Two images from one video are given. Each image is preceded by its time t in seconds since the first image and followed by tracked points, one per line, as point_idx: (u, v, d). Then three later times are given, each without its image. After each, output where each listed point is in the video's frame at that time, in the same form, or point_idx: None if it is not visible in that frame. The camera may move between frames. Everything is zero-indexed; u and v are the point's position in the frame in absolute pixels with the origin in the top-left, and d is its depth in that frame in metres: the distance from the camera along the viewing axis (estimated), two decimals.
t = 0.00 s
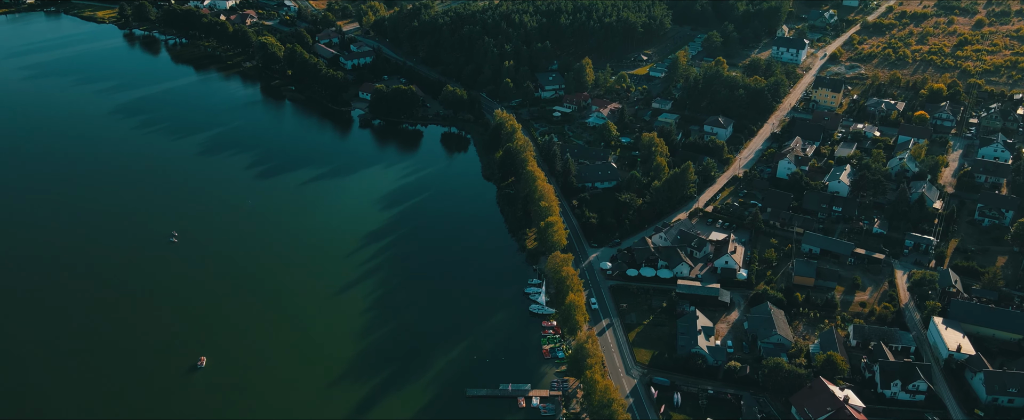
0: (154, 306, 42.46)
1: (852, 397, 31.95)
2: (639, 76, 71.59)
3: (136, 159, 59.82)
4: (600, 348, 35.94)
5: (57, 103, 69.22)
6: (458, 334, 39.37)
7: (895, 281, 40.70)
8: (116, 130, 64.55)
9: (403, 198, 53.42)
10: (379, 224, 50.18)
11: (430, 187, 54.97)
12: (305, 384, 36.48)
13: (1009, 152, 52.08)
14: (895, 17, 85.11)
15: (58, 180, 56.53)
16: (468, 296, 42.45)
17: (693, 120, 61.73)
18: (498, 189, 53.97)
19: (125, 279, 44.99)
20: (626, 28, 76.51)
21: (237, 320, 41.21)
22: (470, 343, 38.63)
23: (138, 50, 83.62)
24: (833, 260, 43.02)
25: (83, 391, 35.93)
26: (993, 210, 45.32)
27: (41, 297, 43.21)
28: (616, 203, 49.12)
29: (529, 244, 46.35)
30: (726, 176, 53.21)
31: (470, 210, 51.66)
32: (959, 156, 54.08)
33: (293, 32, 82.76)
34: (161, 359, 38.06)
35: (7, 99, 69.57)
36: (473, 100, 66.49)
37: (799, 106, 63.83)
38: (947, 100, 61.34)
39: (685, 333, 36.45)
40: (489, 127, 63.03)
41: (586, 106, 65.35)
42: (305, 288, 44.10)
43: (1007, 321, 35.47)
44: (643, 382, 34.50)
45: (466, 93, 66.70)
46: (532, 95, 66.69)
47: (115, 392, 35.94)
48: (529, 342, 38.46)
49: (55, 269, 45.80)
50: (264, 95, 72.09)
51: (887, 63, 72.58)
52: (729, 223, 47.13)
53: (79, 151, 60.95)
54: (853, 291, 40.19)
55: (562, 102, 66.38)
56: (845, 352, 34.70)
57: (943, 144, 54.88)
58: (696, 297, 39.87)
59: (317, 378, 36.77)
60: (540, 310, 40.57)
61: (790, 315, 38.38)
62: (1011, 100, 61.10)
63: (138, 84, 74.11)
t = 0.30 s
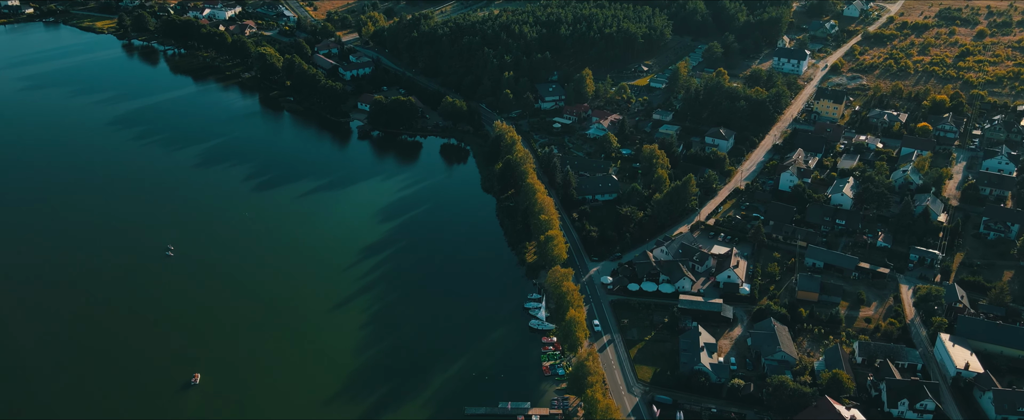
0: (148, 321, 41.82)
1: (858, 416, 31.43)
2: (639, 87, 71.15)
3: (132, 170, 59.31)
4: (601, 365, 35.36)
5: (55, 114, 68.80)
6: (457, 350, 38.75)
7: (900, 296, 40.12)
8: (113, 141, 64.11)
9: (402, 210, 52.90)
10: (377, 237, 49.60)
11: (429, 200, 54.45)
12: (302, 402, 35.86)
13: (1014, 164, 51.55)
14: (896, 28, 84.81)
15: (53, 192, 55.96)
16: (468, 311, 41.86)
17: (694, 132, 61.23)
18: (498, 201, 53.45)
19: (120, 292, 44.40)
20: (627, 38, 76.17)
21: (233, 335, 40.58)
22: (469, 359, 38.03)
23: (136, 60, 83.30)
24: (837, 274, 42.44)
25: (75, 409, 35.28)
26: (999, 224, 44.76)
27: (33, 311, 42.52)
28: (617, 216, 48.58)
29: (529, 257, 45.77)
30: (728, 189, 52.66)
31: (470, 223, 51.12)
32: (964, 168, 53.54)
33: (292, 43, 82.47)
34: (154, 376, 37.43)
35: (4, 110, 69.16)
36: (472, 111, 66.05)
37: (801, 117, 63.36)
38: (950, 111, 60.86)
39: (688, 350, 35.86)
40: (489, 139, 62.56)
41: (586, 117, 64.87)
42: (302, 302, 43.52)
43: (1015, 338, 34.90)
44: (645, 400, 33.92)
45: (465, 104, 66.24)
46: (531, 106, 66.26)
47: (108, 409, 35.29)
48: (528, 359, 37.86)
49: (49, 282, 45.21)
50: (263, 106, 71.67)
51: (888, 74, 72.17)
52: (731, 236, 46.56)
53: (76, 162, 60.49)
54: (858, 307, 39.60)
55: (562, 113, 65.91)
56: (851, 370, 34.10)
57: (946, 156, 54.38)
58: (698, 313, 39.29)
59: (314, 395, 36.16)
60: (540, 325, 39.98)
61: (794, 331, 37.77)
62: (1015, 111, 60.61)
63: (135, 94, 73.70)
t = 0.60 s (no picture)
0: (142, 337, 41.17)
1: None
2: (640, 97, 70.76)
3: (129, 183, 58.79)
4: (603, 383, 34.76)
5: (52, 126, 68.36)
6: (456, 367, 38.13)
7: (905, 311, 39.53)
8: (110, 153, 63.65)
9: (400, 223, 52.34)
10: (375, 251, 49.02)
11: (428, 212, 53.89)
12: None
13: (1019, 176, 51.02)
14: (897, 39, 84.55)
15: (48, 205, 55.40)
16: (466, 327, 41.24)
17: (696, 143, 60.77)
18: (497, 214, 52.89)
19: (114, 308, 43.80)
20: (627, 49, 75.85)
21: (228, 352, 39.94)
22: (468, 377, 37.39)
23: (135, 71, 82.92)
24: (841, 289, 41.85)
25: None
26: (1005, 237, 44.18)
27: (26, 328, 41.86)
28: (618, 229, 48.00)
29: (529, 272, 45.14)
30: (729, 201, 52.13)
31: (469, 236, 50.53)
32: (968, 180, 53.04)
33: (291, 53, 82.17)
34: (148, 394, 36.79)
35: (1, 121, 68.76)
36: (472, 123, 65.58)
37: (802, 128, 62.91)
38: (953, 123, 60.40)
39: (691, 367, 35.27)
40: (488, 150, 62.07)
41: (586, 128, 64.38)
42: (298, 316, 42.89)
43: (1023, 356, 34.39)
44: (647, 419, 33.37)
45: (464, 116, 65.75)
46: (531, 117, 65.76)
47: None
48: (528, 376, 37.25)
49: (43, 298, 44.63)
50: (261, 117, 71.23)
51: (890, 85, 71.80)
52: (734, 250, 45.99)
53: (72, 174, 60.01)
54: (863, 322, 39.00)
55: (562, 124, 65.42)
56: (857, 388, 33.52)
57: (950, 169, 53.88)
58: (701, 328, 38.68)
59: (311, 414, 35.55)
60: (540, 341, 39.40)
61: (798, 347, 37.16)
62: (1018, 122, 60.19)
63: (133, 105, 73.25)
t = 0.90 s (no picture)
0: (135, 352, 40.49)
1: None
2: (640, 108, 70.34)
3: (125, 195, 58.25)
4: (604, 401, 34.14)
5: (48, 137, 67.94)
6: (454, 383, 37.48)
7: (911, 327, 38.96)
8: (106, 164, 63.13)
9: (399, 236, 51.80)
10: (373, 264, 48.45)
11: (427, 225, 53.37)
12: None
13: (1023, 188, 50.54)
14: (898, 49, 84.22)
15: (43, 218, 54.85)
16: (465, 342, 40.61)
17: (697, 155, 60.31)
18: (497, 227, 52.38)
19: (108, 323, 43.14)
20: (628, 60, 75.45)
21: (222, 367, 39.25)
22: (467, 394, 36.74)
23: (133, 81, 82.58)
24: (846, 304, 41.25)
25: None
26: (1011, 251, 43.66)
27: (18, 344, 41.20)
28: (619, 242, 47.46)
29: (529, 286, 44.55)
30: (731, 213, 51.59)
31: (468, 250, 49.98)
32: (972, 193, 52.54)
33: (290, 64, 81.85)
34: (141, 412, 36.12)
35: None
36: (471, 134, 65.12)
37: (804, 140, 62.46)
38: (956, 134, 59.93)
39: (694, 384, 34.70)
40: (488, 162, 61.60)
41: (586, 139, 63.90)
42: (295, 331, 42.25)
43: None
44: None
45: (464, 127, 65.27)
46: (531, 128, 65.28)
47: None
48: (528, 394, 36.60)
49: (35, 313, 43.99)
50: (259, 128, 70.82)
51: (892, 96, 71.39)
52: (736, 264, 45.42)
53: (68, 186, 59.48)
54: (868, 338, 38.40)
55: (563, 135, 64.97)
56: (863, 406, 32.93)
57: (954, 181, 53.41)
58: (703, 344, 38.10)
59: None
60: (540, 357, 38.79)
61: (803, 364, 36.56)
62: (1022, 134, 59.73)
63: (130, 116, 72.83)
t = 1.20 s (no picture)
0: (128, 369, 39.83)
1: None
2: (641, 119, 69.90)
3: (121, 208, 57.70)
4: None
5: (44, 149, 67.50)
6: (452, 401, 36.84)
7: (917, 343, 38.32)
8: (102, 176, 62.64)
9: (397, 249, 51.23)
10: (371, 279, 47.82)
11: (426, 237, 52.80)
12: None
13: None
14: (900, 60, 83.90)
15: (38, 232, 54.28)
16: (464, 358, 39.95)
17: (698, 167, 59.80)
18: (497, 239, 51.81)
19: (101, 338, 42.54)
20: (628, 70, 75.06)
21: (216, 384, 38.59)
22: (465, 412, 36.10)
23: (132, 92, 82.17)
24: (851, 319, 40.62)
25: None
26: (1017, 265, 43.07)
27: (9, 361, 40.57)
28: (620, 255, 46.88)
29: (529, 300, 43.91)
30: (733, 226, 51.01)
31: (467, 263, 49.39)
32: (976, 205, 52.01)
33: (289, 74, 81.48)
34: None
35: None
36: (470, 146, 64.61)
37: (806, 151, 61.99)
38: (960, 146, 59.44)
39: (697, 402, 34.06)
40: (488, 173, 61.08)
41: (586, 151, 63.43)
42: (290, 346, 41.61)
43: None
44: None
45: (463, 138, 64.78)
46: (531, 140, 64.81)
47: None
48: (528, 412, 35.94)
49: (28, 328, 43.39)
50: (258, 139, 70.37)
51: (894, 107, 70.96)
52: (739, 278, 44.78)
53: (64, 199, 59.00)
54: (874, 354, 37.76)
55: (563, 147, 64.48)
56: None
57: (958, 193, 52.89)
58: (706, 360, 37.47)
59: None
60: (540, 374, 38.15)
61: (808, 381, 35.93)
62: None
63: (127, 127, 72.36)
